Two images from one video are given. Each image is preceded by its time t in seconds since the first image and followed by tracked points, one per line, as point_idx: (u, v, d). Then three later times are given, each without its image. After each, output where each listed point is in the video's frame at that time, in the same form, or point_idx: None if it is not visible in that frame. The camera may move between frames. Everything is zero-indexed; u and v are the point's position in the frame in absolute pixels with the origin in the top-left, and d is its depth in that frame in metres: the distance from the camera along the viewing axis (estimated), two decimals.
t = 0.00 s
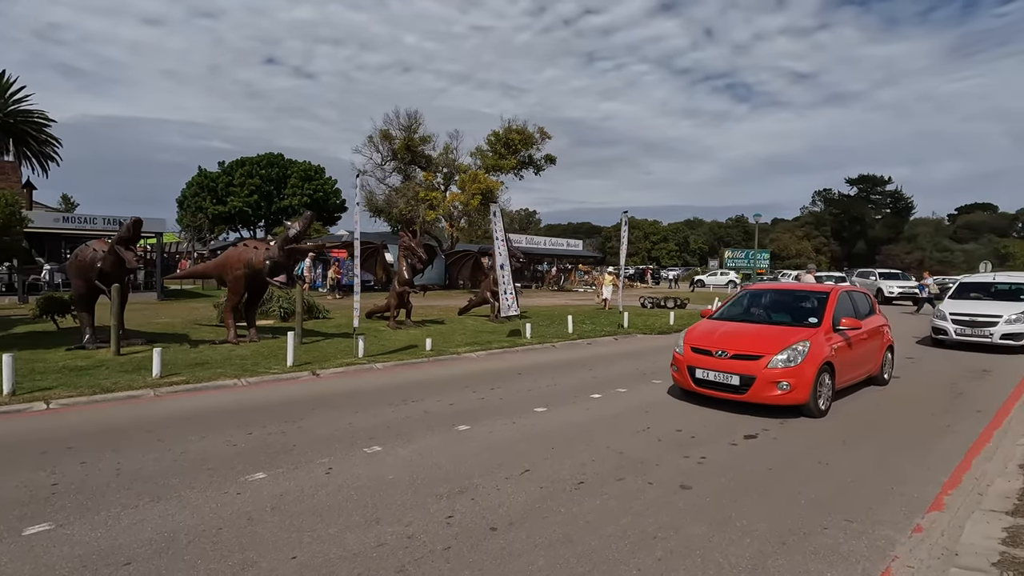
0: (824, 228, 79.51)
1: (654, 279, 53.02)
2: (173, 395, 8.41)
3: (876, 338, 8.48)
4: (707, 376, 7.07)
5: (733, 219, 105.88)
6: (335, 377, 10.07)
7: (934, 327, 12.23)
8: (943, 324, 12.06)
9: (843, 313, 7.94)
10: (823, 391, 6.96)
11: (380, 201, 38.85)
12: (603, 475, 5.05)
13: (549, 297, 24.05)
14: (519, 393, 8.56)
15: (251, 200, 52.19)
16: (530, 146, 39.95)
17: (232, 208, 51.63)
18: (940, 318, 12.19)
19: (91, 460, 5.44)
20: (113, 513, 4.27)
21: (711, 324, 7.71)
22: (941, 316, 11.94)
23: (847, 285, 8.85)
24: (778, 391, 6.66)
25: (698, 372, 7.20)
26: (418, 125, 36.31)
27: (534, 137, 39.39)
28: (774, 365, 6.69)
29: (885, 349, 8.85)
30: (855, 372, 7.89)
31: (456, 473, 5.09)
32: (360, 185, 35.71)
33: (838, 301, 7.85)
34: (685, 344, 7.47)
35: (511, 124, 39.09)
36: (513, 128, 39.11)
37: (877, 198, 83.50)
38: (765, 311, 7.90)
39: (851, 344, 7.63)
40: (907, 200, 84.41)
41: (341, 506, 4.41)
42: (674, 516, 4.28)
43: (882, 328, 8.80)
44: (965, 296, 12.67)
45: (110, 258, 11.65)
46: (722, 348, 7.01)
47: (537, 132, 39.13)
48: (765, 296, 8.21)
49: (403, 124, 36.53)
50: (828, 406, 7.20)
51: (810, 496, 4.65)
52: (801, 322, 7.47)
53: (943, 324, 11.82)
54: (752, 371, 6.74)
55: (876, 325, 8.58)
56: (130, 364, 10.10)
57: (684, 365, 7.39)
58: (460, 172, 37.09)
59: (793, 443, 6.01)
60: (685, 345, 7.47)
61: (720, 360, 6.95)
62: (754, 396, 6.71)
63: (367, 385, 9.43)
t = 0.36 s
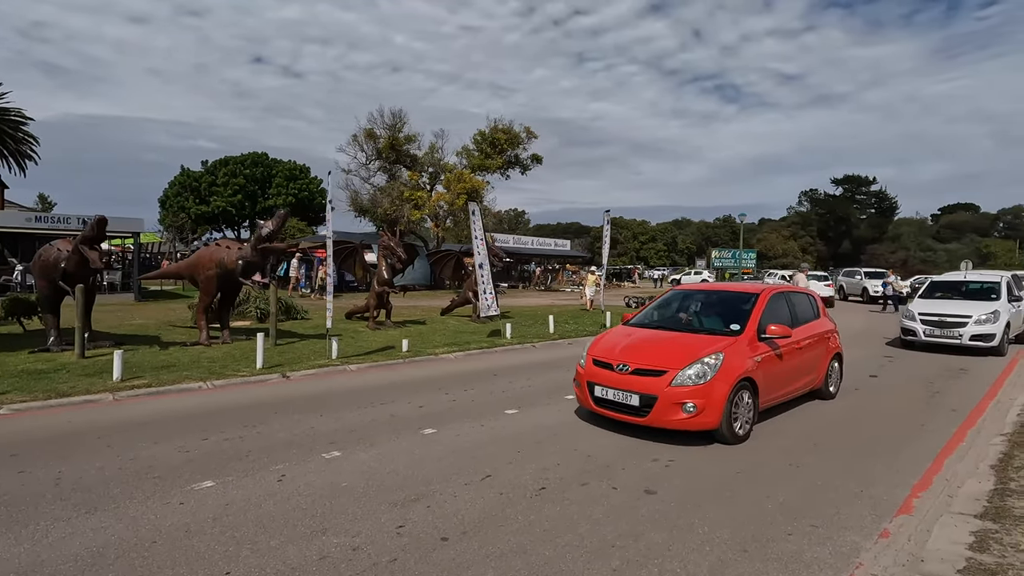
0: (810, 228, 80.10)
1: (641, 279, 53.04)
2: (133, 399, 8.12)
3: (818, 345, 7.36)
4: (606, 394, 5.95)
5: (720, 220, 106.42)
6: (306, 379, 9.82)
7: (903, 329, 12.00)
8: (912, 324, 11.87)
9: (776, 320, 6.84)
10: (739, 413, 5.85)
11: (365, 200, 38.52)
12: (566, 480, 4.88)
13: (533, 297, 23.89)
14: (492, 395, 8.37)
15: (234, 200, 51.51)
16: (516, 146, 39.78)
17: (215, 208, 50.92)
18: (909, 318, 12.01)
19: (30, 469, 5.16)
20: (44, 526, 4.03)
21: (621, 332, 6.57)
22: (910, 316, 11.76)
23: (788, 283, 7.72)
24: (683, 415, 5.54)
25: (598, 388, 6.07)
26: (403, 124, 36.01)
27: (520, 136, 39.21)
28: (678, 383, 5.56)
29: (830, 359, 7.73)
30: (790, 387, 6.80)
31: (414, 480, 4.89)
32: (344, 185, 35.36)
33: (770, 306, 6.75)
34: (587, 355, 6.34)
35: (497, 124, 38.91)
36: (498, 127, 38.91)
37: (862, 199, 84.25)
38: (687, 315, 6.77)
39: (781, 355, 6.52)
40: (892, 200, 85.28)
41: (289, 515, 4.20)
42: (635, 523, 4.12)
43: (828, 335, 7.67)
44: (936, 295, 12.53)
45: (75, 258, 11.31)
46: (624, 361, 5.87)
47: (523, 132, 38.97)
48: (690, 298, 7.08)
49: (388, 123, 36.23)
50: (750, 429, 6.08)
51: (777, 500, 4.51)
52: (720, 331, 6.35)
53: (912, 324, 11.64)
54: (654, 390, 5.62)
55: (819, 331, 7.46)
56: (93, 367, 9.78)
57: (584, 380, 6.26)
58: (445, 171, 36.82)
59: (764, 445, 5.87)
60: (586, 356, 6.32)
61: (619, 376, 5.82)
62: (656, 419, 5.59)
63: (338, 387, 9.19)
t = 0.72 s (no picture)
0: (798, 227, 80.50)
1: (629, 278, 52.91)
2: (84, 405, 7.75)
3: (744, 362, 6.13)
4: (458, 431, 4.69)
5: (709, 219, 106.77)
6: (273, 383, 9.51)
7: (872, 332, 11.76)
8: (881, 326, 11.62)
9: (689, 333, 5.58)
10: (621, 454, 4.59)
11: (349, 198, 38.05)
12: (524, 494, 4.62)
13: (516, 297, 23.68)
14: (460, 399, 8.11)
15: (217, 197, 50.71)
16: (503, 144, 39.47)
17: (198, 205, 50.11)
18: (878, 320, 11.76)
19: None
20: None
21: (493, 349, 5.31)
22: (880, 318, 11.56)
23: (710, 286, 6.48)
24: (540, 460, 4.27)
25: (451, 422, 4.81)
26: (387, 121, 35.57)
27: (507, 134, 38.89)
28: (535, 419, 4.28)
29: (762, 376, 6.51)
30: (704, 414, 5.57)
31: (362, 495, 4.61)
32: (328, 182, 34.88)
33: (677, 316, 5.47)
34: (446, 379, 5.06)
35: (483, 121, 38.58)
36: (484, 124, 38.58)
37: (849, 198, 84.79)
38: (578, 327, 5.51)
39: (687, 376, 5.25)
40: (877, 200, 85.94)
41: (221, 536, 3.91)
42: (592, 541, 3.88)
43: (759, 348, 6.44)
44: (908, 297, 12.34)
45: (33, 258, 10.88)
46: (478, 388, 4.61)
47: (510, 130, 38.66)
48: (586, 306, 5.82)
49: (371, 120, 35.77)
50: (639, 472, 4.80)
51: (743, 515, 4.28)
52: (610, 347, 5.08)
53: (881, 327, 11.41)
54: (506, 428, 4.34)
55: (746, 343, 6.23)
56: (48, 371, 9.38)
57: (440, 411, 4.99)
58: (430, 169, 36.44)
59: (735, 452, 5.67)
60: (443, 381, 5.04)
61: (470, 408, 4.55)
62: (509, 465, 4.33)
63: (303, 391, 8.89)
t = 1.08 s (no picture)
0: (743, 223, 83.35)
1: (581, 273, 53.32)
2: None
3: (606, 374, 5.03)
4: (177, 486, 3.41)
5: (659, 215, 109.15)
6: (194, 382, 8.90)
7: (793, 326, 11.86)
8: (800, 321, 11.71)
9: (528, 343, 4.42)
10: (395, 511, 3.38)
11: (293, 188, 36.62)
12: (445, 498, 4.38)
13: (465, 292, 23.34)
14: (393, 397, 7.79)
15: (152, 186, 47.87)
16: (454, 136, 38.89)
17: (130, 194, 47.16)
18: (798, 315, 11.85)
19: None
20: None
21: (266, 369, 4.05)
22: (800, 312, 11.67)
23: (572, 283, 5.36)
24: (259, 531, 3.03)
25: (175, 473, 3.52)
26: (334, 110, 34.38)
27: (458, 126, 38.32)
28: (254, 473, 3.04)
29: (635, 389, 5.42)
30: (547, 442, 4.45)
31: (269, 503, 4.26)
32: (270, 172, 33.45)
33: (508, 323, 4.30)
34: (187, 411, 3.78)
35: (434, 113, 37.86)
36: (435, 116, 37.85)
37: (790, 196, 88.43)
38: (386, 336, 4.28)
39: (513, 399, 4.09)
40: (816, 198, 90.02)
41: (98, 558, 3.48)
42: (512, 547, 3.68)
43: (630, 355, 5.37)
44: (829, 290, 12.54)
45: None
46: (202, 427, 3.35)
47: (461, 122, 38.11)
48: (409, 309, 4.59)
49: (317, 107, 34.50)
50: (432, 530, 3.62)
51: (668, 512, 4.18)
52: (406, 364, 3.87)
53: (800, 321, 11.52)
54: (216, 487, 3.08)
55: (612, 351, 5.12)
56: None
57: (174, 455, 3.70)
58: (379, 160, 35.48)
59: (667, 448, 5.59)
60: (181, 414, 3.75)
61: (188, 454, 3.29)
62: (221, 537, 3.08)
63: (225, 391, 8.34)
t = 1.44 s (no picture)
0: (666, 220, 86.75)
1: (510, 268, 53.36)
2: None
3: (393, 407, 3.68)
4: None
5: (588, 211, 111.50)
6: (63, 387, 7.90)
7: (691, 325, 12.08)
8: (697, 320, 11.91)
9: (253, 373, 3.04)
10: None
11: (202, 174, 34.05)
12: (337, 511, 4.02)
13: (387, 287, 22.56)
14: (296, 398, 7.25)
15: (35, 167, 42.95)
16: (379, 125, 37.59)
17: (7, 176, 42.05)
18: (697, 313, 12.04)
19: None
20: None
21: None
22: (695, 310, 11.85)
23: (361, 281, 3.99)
24: None
25: None
26: (247, 91, 32.21)
27: (383, 115, 37.05)
28: None
29: (448, 420, 4.12)
30: (287, 516, 3.08)
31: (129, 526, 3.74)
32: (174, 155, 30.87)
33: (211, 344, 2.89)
34: None
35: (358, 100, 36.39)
36: (359, 103, 36.36)
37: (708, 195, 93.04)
38: (11, 368, 2.74)
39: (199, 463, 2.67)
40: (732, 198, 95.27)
41: None
42: (404, 562, 3.40)
43: (438, 377, 4.05)
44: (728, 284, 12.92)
45: None
46: None
47: (386, 111, 36.87)
48: (80, 322, 3.06)
49: (228, 88, 32.19)
50: None
51: (572, 515, 4.03)
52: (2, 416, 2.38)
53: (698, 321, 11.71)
54: None
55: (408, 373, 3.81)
56: None
57: None
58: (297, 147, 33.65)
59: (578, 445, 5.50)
60: None
61: None
62: None
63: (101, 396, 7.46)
